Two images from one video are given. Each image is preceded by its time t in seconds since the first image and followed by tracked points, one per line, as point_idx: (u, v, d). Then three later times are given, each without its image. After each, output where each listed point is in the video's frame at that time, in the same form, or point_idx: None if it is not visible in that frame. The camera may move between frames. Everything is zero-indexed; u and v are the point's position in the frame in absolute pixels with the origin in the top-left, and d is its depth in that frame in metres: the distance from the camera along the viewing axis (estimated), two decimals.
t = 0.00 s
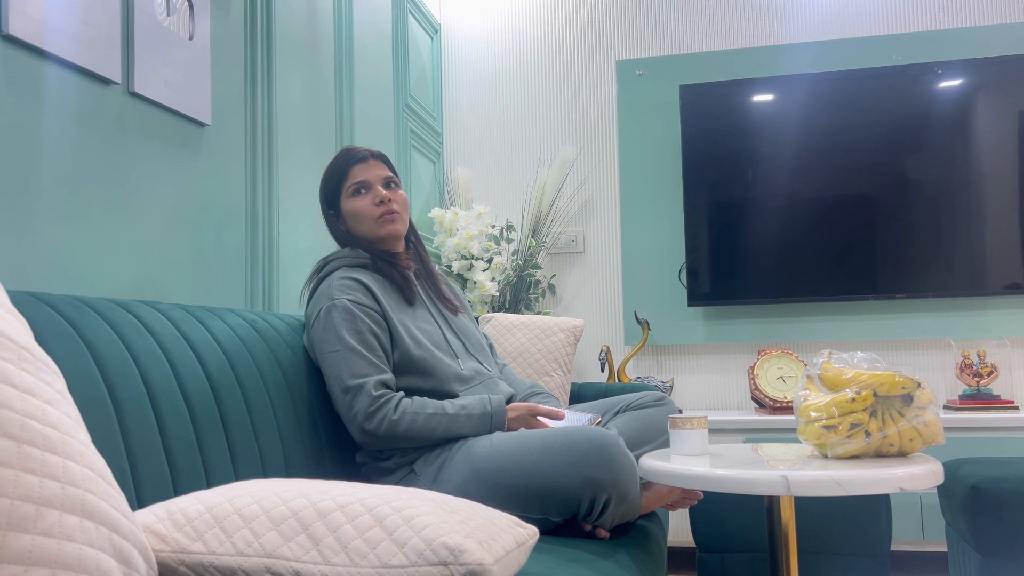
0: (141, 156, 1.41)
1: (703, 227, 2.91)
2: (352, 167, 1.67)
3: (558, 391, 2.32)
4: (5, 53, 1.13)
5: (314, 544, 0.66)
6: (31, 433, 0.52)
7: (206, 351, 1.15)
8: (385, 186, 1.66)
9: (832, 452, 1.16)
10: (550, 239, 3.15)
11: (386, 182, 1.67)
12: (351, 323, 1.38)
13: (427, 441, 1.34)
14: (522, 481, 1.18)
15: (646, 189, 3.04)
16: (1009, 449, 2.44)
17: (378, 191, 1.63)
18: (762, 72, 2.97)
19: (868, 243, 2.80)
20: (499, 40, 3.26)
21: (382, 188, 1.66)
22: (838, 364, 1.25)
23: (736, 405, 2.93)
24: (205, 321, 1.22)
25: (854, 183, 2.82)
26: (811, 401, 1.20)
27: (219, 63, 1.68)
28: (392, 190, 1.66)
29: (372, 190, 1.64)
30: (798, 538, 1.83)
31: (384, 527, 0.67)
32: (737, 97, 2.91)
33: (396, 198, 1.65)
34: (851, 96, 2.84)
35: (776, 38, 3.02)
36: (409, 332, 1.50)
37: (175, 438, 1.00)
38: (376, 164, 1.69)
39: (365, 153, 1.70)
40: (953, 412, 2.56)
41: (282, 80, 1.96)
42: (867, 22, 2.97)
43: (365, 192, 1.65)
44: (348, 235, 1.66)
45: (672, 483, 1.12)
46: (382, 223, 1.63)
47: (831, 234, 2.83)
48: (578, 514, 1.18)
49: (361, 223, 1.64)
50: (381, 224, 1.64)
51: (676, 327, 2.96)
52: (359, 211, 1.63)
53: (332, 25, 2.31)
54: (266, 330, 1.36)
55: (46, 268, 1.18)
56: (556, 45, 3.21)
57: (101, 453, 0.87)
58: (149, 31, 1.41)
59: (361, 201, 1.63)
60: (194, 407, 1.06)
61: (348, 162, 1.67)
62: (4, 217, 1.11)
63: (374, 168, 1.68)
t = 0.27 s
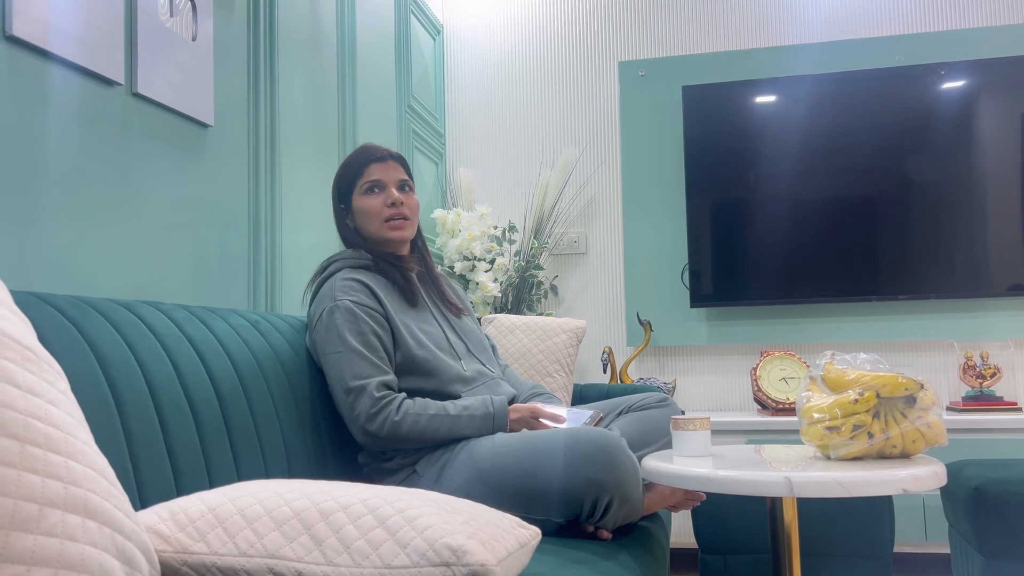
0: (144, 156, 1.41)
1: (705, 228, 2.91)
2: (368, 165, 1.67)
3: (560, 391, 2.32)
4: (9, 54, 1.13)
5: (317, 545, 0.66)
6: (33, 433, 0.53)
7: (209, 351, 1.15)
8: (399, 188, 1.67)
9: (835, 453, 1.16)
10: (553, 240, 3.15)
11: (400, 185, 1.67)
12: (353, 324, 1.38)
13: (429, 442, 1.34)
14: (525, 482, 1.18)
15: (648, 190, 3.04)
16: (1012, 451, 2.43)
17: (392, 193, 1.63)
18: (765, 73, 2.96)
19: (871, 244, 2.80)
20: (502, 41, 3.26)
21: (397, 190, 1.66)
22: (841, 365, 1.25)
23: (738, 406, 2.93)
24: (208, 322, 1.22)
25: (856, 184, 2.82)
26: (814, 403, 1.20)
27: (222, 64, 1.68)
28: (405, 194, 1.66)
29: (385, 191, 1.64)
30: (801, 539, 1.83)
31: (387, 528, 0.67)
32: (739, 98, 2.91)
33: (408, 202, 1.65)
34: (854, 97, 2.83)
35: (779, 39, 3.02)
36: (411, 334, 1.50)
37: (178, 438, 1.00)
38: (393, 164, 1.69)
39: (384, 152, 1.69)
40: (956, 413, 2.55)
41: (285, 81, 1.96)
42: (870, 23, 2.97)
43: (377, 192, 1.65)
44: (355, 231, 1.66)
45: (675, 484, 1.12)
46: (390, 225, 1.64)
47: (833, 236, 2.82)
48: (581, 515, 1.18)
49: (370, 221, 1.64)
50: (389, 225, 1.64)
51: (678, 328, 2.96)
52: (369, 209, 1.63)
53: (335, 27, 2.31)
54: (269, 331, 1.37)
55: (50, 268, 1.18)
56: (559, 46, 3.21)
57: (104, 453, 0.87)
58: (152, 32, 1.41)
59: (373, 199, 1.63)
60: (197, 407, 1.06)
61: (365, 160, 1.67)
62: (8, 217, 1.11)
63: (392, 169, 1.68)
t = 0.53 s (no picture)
0: (146, 158, 1.41)
1: (707, 230, 2.91)
2: (362, 167, 1.67)
3: (562, 393, 2.31)
4: (12, 56, 1.13)
5: (317, 546, 0.66)
6: (34, 434, 0.53)
7: (210, 353, 1.15)
8: (393, 188, 1.67)
9: (836, 456, 1.16)
10: (554, 241, 3.15)
11: (395, 184, 1.67)
12: (355, 326, 1.38)
13: (430, 444, 1.34)
14: (526, 483, 1.18)
15: (650, 191, 3.04)
16: (1015, 453, 2.43)
17: (386, 194, 1.63)
18: (767, 74, 2.96)
19: (872, 246, 2.80)
20: (503, 42, 3.27)
21: (391, 190, 1.66)
22: (842, 367, 1.25)
23: (740, 408, 2.93)
24: (209, 323, 1.22)
25: (858, 185, 2.82)
26: (815, 405, 1.20)
27: (224, 66, 1.68)
28: (400, 193, 1.66)
29: (380, 192, 1.64)
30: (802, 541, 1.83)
31: (387, 529, 0.67)
32: (741, 99, 2.91)
33: (403, 201, 1.65)
34: (855, 99, 2.83)
35: (781, 40, 3.02)
36: (412, 336, 1.50)
37: (179, 440, 1.00)
38: (386, 165, 1.69)
39: (375, 154, 1.70)
40: (958, 415, 2.55)
41: (287, 82, 1.96)
42: (872, 24, 2.97)
43: (372, 193, 1.65)
44: (353, 235, 1.67)
45: (676, 486, 1.11)
46: (388, 226, 1.63)
47: (835, 237, 2.82)
48: (582, 517, 1.18)
49: (367, 223, 1.64)
50: (387, 227, 1.64)
51: (680, 330, 2.96)
52: (365, 212, 1.63)
53: (337, 29, 2.32)
54: (269, 332, 1.37)
55: (52, 270, 1.19)
56: (560, 48, 3.21)
57: (106, 454, 0.87)
58: (154, 34, 1.42)
59: (368, 201, 1.63)
60: (198, 409, 1.06)
61: (358, 163, 1.67)
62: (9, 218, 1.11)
63: (384, 170, 1.68)
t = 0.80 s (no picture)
0: (147, 161, 1.41)
1: (708, 231, 2.90)
2: (362, 171, 1.67)
3: (563, 395, 2.32)
4: (13, 60, 1.13)
5: (318, 549, 0.66)
6: (35, 436, 0.53)
7: (212, 355, 1.15)
8: (394, 192, 1.66)
9: (837, 457, 1.15)
10: (556, 243, 3.14)
11: (395, 189, 1.67)
12: (356, 328, 1.38)
13: (432, 445, 1.34)
14: (527, 485, 1.18)
15: (651, 193, 3.04)
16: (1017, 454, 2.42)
17: (386, 199, 1.63)
18: (768, 76, 2.96)
19: (874, 248, 2.80)
20: (504, 44, 3.27)
21: (391, 195, 1.66)
22: (843, 369, 1.25)
23: (741, 409, 2.92)
24: (210, 325, 1.22)
25: (860, 187, 2.81)
26: (816, 406, 1.20)
27: (225, 68, 1.68)
28: (401, 198, 1.66)
29: (380, 197, 1.64)
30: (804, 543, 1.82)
31: (387, 532, 0.67)
32: (742, 101, 2.91)
33: (404, 206, 1.65)
34: (857, 100, 2.83)
35: (782, 42, 3.02)
36: (413, 337, 1.50)
37: (180, 442, 1.00)
38: (387, 169, 1.68)
39: (376, 157, 1.69)
40: (960, 416, 2.55)
41: (288, 84, 1.97)
42: (873, 26, 2.97)
43: (372, 198, 1.65)
44: (353, 238, 1.67)
45: (677, 488, 1.11)
46: (388, 231, 1.64)
47: (837, 238, 2.82)
48: (583, 519, 1.18)
49: (366, 228, 1.64)
50: (387, 231, 1.64)
51: (681, 331, 2.95)
52: (365, 216, 1.63)
53: (338, 31, 2.32)
54: (271, 333, 1.37)
55: (53, 272, 1.19)
56: (561, 50, 3.21)
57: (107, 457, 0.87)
58: (155, 36, 1.42)
59: (368, 206, 1.63)
60: (199, 411, 1.07)
61: (359, 167, 1.67)
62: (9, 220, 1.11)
63: (385, 174, 1.68)
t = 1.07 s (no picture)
0: (149, 163, 1.42)
1: (710, 232, 2.90)
2: (366, 173, 1.67)
3: (565, 397, 2.32)
4: (15, 63, 1.14)
5: (320, 551, 0.66)
6: (37, 439, 0.53)
7: (214, 357, 1.16)
8: (398, 196, 1.66)
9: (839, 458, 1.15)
10: (557, 244, 3.14)
11: (399, 192, 1.67)
12: (358, 330, 1.38)
13: (433, 447, 1.34)
14: (528, 487, 1.18)
15: (653, 194, 3.03)
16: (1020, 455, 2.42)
17: (390, 202, 1.63)
18: (769, 77, 2.96)
19: (876, 248, 2.79)
20: (506, 46, 3.27)
21: (395, 199, 1.66)
22: (845, 370, 1.25)
23: (743, 411, 2.92)
24: (212, 327, 1.22)
25: (861, 187, 2.81)
26: (818, 408, 1.20)
27: (227, 70, 1.69)
28: (404, 202, 1.66)
29: (384, 200, 1.65)
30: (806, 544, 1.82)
31: (389, 533, 0.67)
32: (744, 102, 2.91)
33: (407, 210, 1.65)
34: (858, 101, 2.83)
35: (783, 43, 3.02)
36: (415, 339, 1.50)
37: (183, 444, 1.01)
38: (391, 172, 1.68)
39: (381, 160, 1.69)
40: (962, 417, 2.54)
41: (290, 86, 1.97)
42: (874, 27, 2.96)
43: (376, 200, 1.65)
44: (356, 240, 1.67)
45: (678, 490, 1.11)
46: (391, 234, 1.64)
47: (838, 239, 2.82)
48: (584, 521, 1.18)
49: (369, 230, 1.64)
50: (390, 234, 1.64)
51: (683, 333, 2.95)
52: (368, 218, 1.63)
53: (339, 33, 2.32)
54: (273, 335, 1.37)
55: (56, 274, 1.19)
56: (562, 51, 3.21)
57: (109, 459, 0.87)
58: (157, 39, 1.42)
59: (372, 208, 1.63)
60: (201, 413, 1.07)
61: (363, 169, 1.67)
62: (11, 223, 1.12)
63: (390, 177, 1.68)
